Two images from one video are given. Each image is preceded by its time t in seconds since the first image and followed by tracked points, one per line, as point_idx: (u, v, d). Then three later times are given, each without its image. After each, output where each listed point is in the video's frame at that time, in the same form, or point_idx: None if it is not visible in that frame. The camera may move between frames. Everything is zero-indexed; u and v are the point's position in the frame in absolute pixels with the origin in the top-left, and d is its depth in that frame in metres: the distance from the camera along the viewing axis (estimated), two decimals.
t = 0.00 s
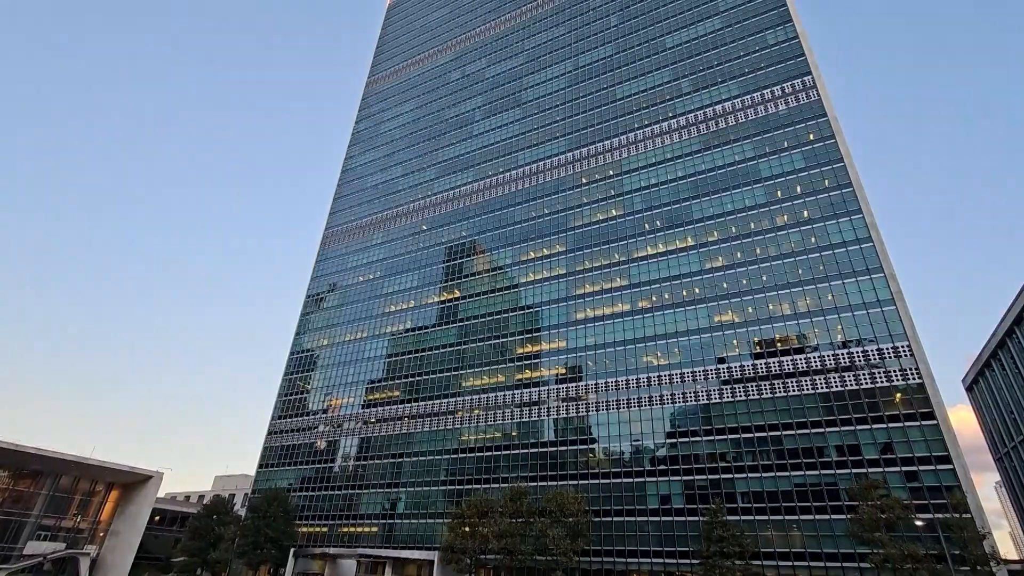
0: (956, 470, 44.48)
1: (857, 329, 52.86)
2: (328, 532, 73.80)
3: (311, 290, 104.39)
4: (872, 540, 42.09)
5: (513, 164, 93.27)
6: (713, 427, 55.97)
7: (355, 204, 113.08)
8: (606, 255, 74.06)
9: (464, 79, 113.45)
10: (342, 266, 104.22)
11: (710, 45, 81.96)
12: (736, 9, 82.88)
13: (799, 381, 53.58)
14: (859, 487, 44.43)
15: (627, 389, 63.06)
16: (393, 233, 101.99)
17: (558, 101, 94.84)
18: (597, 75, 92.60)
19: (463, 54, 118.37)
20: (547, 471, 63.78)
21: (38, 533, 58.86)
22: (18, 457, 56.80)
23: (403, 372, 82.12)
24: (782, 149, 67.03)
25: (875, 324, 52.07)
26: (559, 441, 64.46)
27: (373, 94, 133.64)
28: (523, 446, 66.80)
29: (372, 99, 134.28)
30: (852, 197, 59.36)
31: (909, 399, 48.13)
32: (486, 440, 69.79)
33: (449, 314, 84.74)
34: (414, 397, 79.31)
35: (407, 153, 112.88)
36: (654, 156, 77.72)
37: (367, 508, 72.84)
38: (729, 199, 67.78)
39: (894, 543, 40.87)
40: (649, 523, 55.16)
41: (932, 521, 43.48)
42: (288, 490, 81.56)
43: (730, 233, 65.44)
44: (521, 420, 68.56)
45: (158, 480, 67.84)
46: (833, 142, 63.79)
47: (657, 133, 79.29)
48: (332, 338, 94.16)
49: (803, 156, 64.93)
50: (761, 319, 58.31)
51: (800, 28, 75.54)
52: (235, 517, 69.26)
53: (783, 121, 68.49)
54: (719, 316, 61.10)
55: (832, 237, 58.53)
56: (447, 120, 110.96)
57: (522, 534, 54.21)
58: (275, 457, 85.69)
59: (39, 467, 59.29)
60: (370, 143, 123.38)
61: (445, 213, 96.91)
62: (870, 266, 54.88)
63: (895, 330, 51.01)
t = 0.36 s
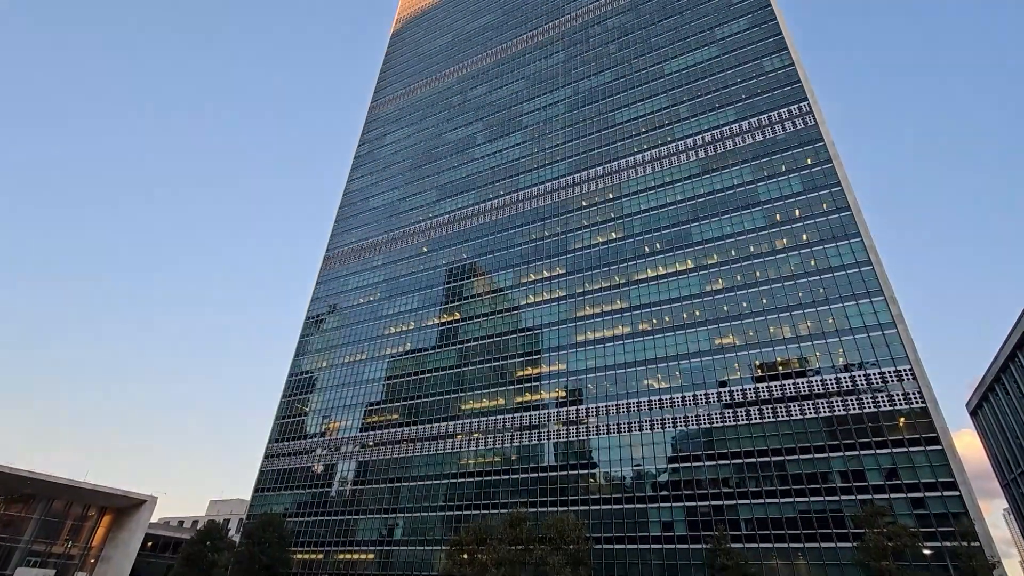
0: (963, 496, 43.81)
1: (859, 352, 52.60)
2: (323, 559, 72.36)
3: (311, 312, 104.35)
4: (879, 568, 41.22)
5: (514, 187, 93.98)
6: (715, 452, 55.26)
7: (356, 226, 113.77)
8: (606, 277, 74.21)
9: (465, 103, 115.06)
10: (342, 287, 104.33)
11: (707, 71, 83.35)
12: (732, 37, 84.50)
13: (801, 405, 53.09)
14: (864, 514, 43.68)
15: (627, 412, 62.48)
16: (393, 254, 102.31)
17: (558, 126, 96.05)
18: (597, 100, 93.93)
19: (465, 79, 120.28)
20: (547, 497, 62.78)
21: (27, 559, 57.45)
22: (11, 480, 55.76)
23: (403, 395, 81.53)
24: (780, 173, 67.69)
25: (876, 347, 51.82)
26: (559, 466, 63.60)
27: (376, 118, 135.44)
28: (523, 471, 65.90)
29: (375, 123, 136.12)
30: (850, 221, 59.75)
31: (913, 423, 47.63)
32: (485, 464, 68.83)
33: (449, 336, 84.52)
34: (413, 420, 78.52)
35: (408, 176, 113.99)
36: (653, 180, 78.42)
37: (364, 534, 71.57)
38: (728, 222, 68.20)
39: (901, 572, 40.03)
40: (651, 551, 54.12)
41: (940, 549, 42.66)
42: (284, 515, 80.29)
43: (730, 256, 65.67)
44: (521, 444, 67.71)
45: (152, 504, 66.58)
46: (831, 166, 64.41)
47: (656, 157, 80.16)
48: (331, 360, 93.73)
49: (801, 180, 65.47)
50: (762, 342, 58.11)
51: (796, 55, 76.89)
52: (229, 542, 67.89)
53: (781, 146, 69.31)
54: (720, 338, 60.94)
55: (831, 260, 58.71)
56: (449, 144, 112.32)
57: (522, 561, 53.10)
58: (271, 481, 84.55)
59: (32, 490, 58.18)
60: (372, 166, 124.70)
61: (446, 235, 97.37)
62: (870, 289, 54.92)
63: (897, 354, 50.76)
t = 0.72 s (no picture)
0: (970, 520, 43.15)
1: (861, 373, 52.25)
2: None
3: (311, 330, 104.10)
4: None
5: (514, 207, 94.57)
6: (717, 474, 54.53)
7: (357, 245, 114.17)
8: (606, 296, 74.23)
9: (466, 124, 116.38)
10: (342, 306, 104.21)
11: (705, 94, 84.49)
12: (730, 61, 85.83)
13: (804, 426, 52.56)
14: (870, 538, 42.94)
15: (628, 433, 61.81)
16: (394, 273, 102.40)
17: (558, 146, 96.93)
18: (596, 122, 95.00)
19: (466, 101, 121.89)
20: (547, 519, 61.80)
21: None
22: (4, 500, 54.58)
23: (402, 415, 80.89)
24: (779, 193, 68.12)
25: (878, 368, 51.47)
26: (560, 487, 62.74)
27: (377, 138, 136.78)
28: (522, 492, 65.01)
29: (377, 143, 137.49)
30: (849, 241, 59.95)
31: (917, 445, 47.09)
32: (484, 486, 67.94)
33: (448, 355, 84.16)
34: (412, 440, 77.76)
35: (409, 195, 114.78)
36: (652, 200, 78.91)
37: (361, 558, 70.35)
38: (728, 242, 68.43)
39: None
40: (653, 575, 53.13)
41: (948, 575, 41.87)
42: (280, 538, 79.02)
43: (729, 276, 65.75)
44: (521, 465, 66.87)
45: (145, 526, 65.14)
46: (829, 187, 64.87)
47: (655, 178, 80.80)
48: (330, 380, 93.19)
49: (799, 201, 65.86)
50: (763, 362, 57.79)
51: (792, 78, 78.02)
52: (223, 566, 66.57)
53: (779, 166, 69.86)
54: (721, 358, 60.68)
55: (831, 280, 58.72)
56: (450, 164, 113.33)
57: None
58: (267, 503, 83.40)
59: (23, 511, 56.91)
60: (374, 186, 125.68)
61: (446, 254, 97.56)
62: (870, 309, 54.83)
63: (899, 374, 50.43)
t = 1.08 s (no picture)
0: (978, 546, 42.47)
1: (863, 394, 51.92)
2: None
3: (310, 351, 103.71)
4: None
5: (514, 228, 95.06)
6: (720, 498, 53.68)
7: (358, 265, 114.44)
8: (606, 317, 74.14)
9: (467, 146, 117.71)
10: (342, 326, 104.02)
11: (703, 117, 85.66)
12: (727, 85, 87.20)
13: (806, 449, 51.97)
14: (877, 564, 42.13)
15: (629, 456, 61.05)
16: (394, 293, 102.44)
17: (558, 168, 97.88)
18: (596, 144, 96.12)
19: (467, 123, 123.51)
20: (547, 545, 60.64)
21: None
22: None
23: (401, 437, 80.09)
24: (777, 215, 68.56)
25: (880, 391, 51.17)
26: (560, 511, 61.70)
27: (378, 159, 138.01)
28: (522, 516, 63.91)
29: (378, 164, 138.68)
30: (848, 262, 60.17)
31: (922, 469, 46.55)
32: (482, 510, 66.87)
33: (448, 375, 83.68)
34: (410, 463, 76.79)
35: (410, 216, 115.40)
36: (652, 221, 79.37)
37: None
38: (727, 263, 68.63)
39: None
40: None
41: None
42: (274, 563, 77.57)
43: (729, 297, 65.77)
44: (521, 488, 65.84)
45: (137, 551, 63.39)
46: (827, 209, 65.35)
47: (654, 199, 81.40)
48: (328, 400, 92.45)
49: (798, 222, 66.26)
50: (765, 384, 57.43)
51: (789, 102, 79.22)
52: None
53: (777, 188, 70.45)
54: (722, 380, 60.33)
55: (831, 301, 58.75)
56: (451, 185, 114.26)
57: None
58: (263, 526, 82.03)
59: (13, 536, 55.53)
60: (375, 207, 126.47)
61: (446, 274, 97.70)
62: (871, 331, 54.74)
63: (902, 397, 50.09)
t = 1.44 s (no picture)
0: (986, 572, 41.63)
1: (866, 416, 51.43)
2: None
3: (309, 370, 103.21)
4: None
5: (514, 247, 95.36)
6: (722, 522, 52.77)
7: (358, 284, 114.50)
8: (606, 337, 73.94)
9: (468, 167, 118.84)
10: (341, 345, 103.68)
11: (701, 138, 86.56)
12: (725, 108, 88.27)
13: (809, 472, 51.29)
14: None
15: (630, 478, 60.21)
16: (394, 313, 102.28)
17: (557, 189, 98.54)
18: (595, 165, 96.96)
19: (468, 145, 124.82)
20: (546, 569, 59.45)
21: None
22: None
23: (399, 457, 79.18)
24: (776, 236, 68.83)
25: (883, 412, 50.72)
26: (559, 535, 60.66)
27: (379, 179, 139.01)
28: (521, 540, 62.81)
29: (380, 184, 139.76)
30: (848, 283, 60.21)
31: (927, 492, 45.88)
32: (481, 533, 65.76)
33: (447, 395, 83.07)
34: (408, 484, 75.66)
35: (410, 235, 115.86)
36: (652, 241, 79.67)
37: None
38: (727, 284, 68.69)
39: None
40: None
41: None
42: None
43: (729, 317, 65.74)
44: (520, 511, 64.82)
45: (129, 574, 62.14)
46: (825, 230, 65.63)
47: (654, 220, 81.81)
48: (326, 420, 91.62)
49: (797, 243, 66.45)
50: (766, 405, 56.99)
51: (786, 124, 80.14)
52: None
53: (776, 210, 70.88)
54: (723, 401, 59.83)
55: (832, 321, 58.63)
56: (451, 205, 114.96)
57: None
58: (258, 549, 80.60)
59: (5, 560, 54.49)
60: (376, 226, 127.03)
61: (446, 293, 97.67)
62: (872, 351, 54.49)
63: (905, 419, 49.63)
